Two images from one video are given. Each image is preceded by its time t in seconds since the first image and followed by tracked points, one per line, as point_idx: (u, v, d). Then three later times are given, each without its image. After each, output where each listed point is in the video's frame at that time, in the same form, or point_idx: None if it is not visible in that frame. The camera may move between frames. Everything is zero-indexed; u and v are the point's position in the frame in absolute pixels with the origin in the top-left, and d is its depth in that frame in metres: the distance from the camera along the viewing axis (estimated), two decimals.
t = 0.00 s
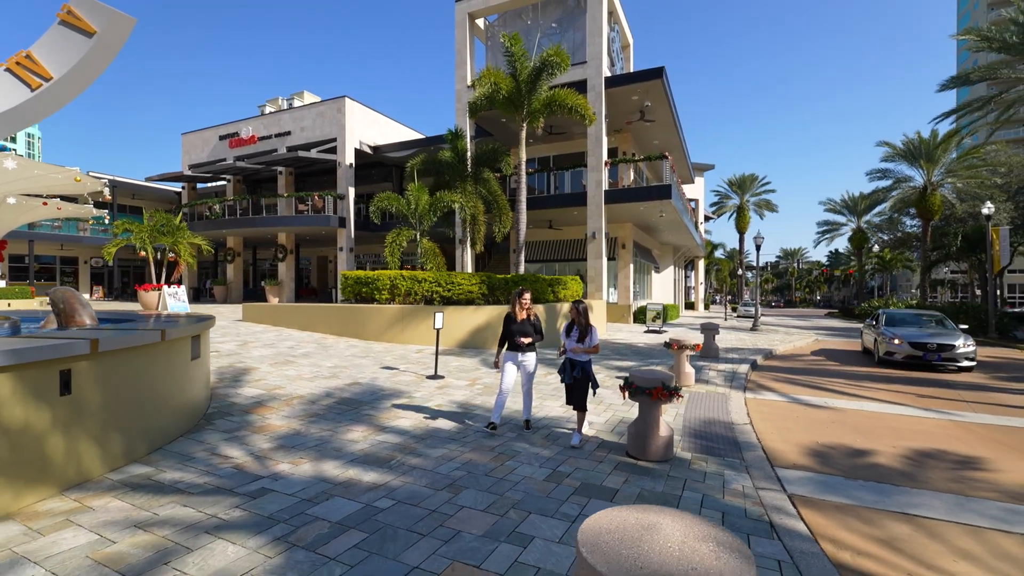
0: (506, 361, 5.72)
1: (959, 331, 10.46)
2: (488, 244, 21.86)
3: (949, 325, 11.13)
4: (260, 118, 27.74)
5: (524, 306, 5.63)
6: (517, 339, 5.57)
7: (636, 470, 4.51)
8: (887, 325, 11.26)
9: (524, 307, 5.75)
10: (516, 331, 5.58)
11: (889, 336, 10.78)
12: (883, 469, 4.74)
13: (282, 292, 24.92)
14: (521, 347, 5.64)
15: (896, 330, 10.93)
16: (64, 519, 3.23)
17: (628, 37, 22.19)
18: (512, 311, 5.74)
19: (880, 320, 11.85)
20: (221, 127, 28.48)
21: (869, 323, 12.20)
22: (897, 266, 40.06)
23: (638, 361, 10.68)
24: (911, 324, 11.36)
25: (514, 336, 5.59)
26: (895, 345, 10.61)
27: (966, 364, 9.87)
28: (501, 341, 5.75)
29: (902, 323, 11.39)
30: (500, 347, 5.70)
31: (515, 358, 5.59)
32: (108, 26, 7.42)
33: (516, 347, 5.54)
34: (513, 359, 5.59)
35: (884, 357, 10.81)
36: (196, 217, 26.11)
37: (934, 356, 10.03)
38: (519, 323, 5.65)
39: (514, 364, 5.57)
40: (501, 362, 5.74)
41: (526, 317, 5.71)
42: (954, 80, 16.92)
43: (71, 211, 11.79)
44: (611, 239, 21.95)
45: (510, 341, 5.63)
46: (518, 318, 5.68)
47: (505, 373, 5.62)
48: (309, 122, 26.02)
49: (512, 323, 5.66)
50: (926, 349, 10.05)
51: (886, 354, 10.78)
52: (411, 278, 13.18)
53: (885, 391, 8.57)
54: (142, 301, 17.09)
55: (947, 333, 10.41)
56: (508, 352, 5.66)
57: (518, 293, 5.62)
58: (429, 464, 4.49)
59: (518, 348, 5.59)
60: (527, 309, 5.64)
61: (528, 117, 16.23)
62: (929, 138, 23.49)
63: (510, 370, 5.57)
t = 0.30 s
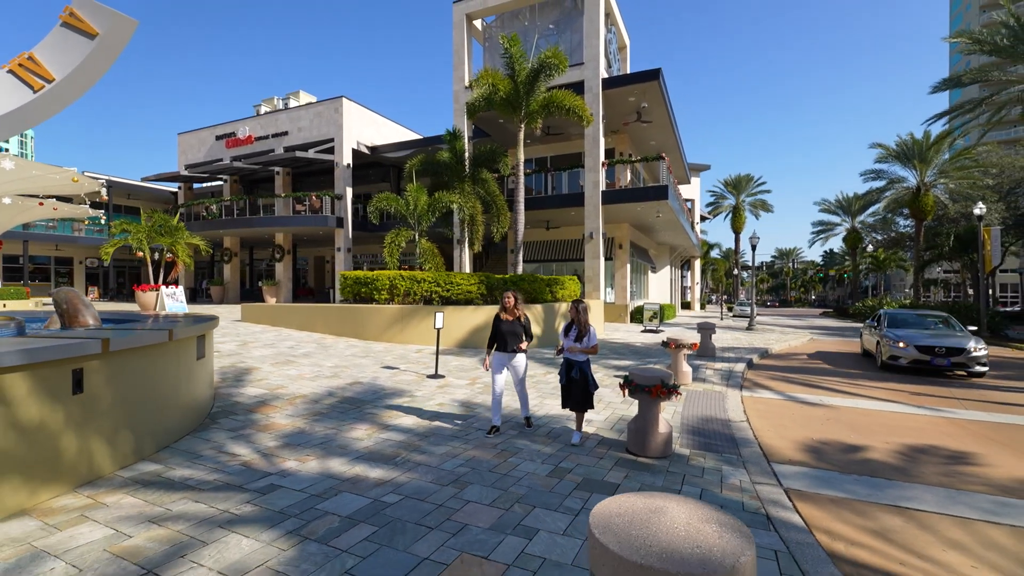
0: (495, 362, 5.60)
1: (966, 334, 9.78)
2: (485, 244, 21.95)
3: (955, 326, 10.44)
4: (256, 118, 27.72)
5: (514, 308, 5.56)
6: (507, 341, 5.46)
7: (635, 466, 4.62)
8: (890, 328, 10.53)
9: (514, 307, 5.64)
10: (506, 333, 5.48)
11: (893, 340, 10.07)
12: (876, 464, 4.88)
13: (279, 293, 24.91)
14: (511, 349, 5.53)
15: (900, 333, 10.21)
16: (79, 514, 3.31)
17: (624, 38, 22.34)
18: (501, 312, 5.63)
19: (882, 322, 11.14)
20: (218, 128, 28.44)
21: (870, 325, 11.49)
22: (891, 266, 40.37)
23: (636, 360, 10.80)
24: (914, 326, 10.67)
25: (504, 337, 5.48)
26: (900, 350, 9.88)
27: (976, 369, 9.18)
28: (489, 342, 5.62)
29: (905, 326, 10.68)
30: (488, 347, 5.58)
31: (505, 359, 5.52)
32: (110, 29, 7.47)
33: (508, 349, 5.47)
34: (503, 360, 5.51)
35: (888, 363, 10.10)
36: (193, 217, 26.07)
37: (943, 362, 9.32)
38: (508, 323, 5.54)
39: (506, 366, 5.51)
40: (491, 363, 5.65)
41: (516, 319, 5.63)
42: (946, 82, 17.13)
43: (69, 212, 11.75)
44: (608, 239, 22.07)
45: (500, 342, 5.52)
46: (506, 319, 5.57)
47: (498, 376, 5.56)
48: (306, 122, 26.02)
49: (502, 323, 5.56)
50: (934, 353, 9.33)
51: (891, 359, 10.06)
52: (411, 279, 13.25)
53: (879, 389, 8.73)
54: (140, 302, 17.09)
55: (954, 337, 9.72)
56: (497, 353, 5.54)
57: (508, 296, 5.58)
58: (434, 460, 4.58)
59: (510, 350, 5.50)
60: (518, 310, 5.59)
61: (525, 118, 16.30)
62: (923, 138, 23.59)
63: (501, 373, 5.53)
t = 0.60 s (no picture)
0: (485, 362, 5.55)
1: (978, 338, 9.16)
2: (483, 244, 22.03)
3: (964, 328, 9.80)
4: (254, 118, 27.71)
5: (503, 307, 5.48)
6: (496, 341, 5.41)
7: (635, 463, 4.71)
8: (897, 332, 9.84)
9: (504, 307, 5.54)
10: (495, 332, 5.42)
11: (902, 345, 9.38)
12: (870, 461, 4.99)
13: (277, 292, 24.91)
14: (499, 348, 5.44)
15: (909, 337, 9.51)
16: (92, 511, 3.38)
17: (622, 40, 22.46)
18: (492, 312, 5.57)
19: (887, 325, 10.48)
20: (215, 127, 28.41)
21: (873, 328, 10.84)
22: (886, 267, 40.64)
23: (634, 360, 10.90)
24: (921, 329, 10.03)
25: (494, 337, 5.42)
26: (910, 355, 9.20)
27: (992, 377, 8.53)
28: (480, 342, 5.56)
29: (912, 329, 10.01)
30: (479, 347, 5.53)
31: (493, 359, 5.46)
32: (113, 30, 7.50)
33: (496, 349, 5.39)
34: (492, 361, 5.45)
35: (896, 369, 9.43)
36: (190, 217, 26.02)
37: (958, 369, 8.63)
38: (499, 324, 5.47)
39: (495, 365, 5.44)
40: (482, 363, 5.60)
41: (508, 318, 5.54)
42: (940, 84, 17.31)
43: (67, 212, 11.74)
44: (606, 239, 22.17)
45: (490, 343, 5.46)
46: (498, 319, 5.49)
47: (490, 376, 5.51)
48: (304, 122, 26.02)
49: (492, 323, 5.48)
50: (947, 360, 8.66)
51: (899, 365, 9.37)
52: (410, 279, 13.33)
53: (874, 388, 8.87)
54: (138, 301, 17.09)
55: (967, 341, 9.06)
56: (487, 353, 5.49)
57: (499, 294, 5.49)
58: (438, 458, 4.67)
59: (498, 349, 5.44)
60: (508, 310, 5.50)
61: (524, 119, 16.38)
62: (917, 140, 23.82)
63: (492, 373, 5.47)
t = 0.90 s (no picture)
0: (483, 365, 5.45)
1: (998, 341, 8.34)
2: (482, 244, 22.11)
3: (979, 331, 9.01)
4: (252, 118, 27.71)
5: (501, 308, 5.42)
6: (496, 342, 5.30)
7: (636, 461, 4.79)
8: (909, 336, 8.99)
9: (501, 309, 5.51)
10: (493, 333, 5.32)
11: (915, 349, 8.51)
12: (865, 457, 5.10)
13: (275, 293, 24.92)
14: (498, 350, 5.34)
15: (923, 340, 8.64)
16: (105, 508, 3.44)
17: (620, 41, 22.59)
18: (489, 315, 5.49)
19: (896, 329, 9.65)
20: (213, 127, 28.37)
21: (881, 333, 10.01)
22: (881, 267, 40.96)
23: (632, 360, 11.00)
24: (934, 332, 9.21)
25: (493, 338, 5.31)
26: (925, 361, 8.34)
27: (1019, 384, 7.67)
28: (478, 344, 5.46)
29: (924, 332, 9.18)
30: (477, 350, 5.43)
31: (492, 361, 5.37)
32: (115, 32, 7.51)
33: (495, 349, 5.27)
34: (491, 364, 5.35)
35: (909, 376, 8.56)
36: (188, 217, 25.99)
37: (980, 377, 7.76)
38: (497, 326, 5.39)
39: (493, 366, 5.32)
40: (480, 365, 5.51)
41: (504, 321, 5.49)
42: (935, 86, 17.49)
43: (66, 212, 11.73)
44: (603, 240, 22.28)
45: (488, 345, 5.35)
46: (495, 321, 5.42)
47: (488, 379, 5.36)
48: (302, 123, 26.04)
49: (489, 324, 5.40)
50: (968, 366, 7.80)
51: (913, 372, 8.49)
52: (410, 279, 13.40)
53: (869, 387, 8.99)
54: (137, 301, 17.11)
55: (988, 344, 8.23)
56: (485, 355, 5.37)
57: (497, 295, 5.43)
58: (442, 456, 4.75)
59: (496, 350, 5.33)
60: (506, 312, 5.45)
61: (523, 120, 16.46)
62: (911, 141, 24.01)
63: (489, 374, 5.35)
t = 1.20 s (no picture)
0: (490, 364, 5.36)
1: None
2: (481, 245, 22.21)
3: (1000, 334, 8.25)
4: (251, 117, 27.72)
5: (504, 308, 5.39)
6: (502, 343, 5.28)
7: (637, 457, 4.90)
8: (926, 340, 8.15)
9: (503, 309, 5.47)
10: (496, 333, 5.30)
11: (935, 356, 7.68)
12: (860, 454, 5.22)
13: (274, 292, 24.96)
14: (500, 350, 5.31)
15: (943, 346, 7.82)
16: (121, 502, 3.52)
17: (619, 42, 22.70)
18: (491, 314, 5.43)
19: (910, 332, 8.82)
20: (211, 127, 28.37)
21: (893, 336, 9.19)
22: (877, 267, 41.21)
23: (631, 359, 11.11)
24: (952, 336, 8.41)
25: (496, 339, 5.28)
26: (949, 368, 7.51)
27: None
28: (483, 343, 5.35)
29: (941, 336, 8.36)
30: (483, 349, 5.33)
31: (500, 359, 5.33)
32: (120, 34, 7.54)
33: (498, 349, 5.26)
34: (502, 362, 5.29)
35: (929, 387, 7.72)
36: (187, 216, 25.98)
37: (1013, 388, 6.94)
38: (504, 324, 5.36)
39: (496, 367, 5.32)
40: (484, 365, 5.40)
41: (506, 321, 5.44)
42: (930, 88, 17.66)
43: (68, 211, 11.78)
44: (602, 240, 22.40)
45: (496, 343, 5.29)
46: (501, 319, 5.38)
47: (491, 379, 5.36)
48: (301, 122, 26.07)
49: (490, 324, 5.37)
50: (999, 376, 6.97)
51: (933, 381, 7.67)
52: (410, 279, 13.47)
53: (865, 386, 9.11)
54: (137, 301, 17.12)
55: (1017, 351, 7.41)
56: (487, 355, 5.32)
57: (499, 295, 5.40)
58: (447, 452, 4.85)
59: (498, 351, 5.30)
60: (507, 311, 5.42)
61: (522, 121, 16.57)
62: (907, 143, 24.19)
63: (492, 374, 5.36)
